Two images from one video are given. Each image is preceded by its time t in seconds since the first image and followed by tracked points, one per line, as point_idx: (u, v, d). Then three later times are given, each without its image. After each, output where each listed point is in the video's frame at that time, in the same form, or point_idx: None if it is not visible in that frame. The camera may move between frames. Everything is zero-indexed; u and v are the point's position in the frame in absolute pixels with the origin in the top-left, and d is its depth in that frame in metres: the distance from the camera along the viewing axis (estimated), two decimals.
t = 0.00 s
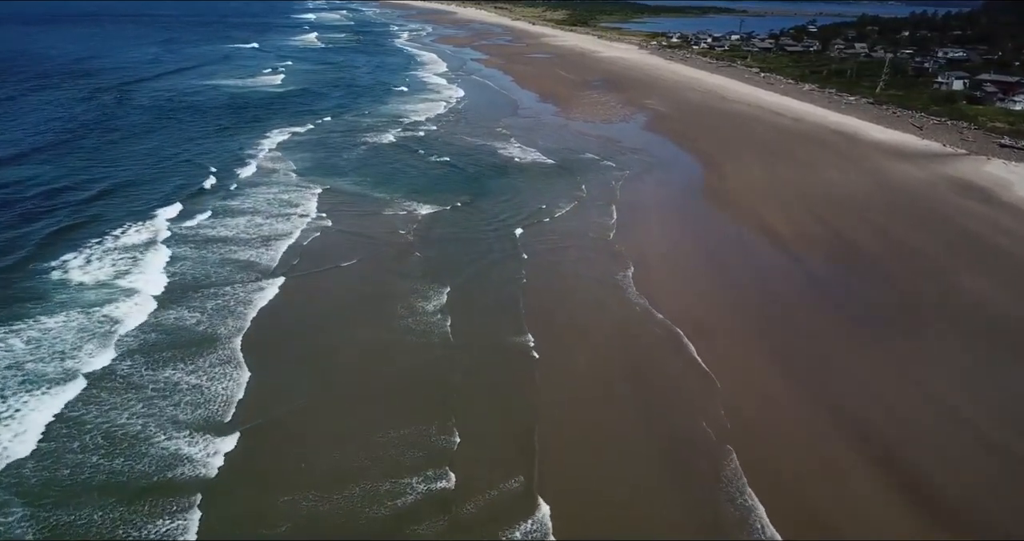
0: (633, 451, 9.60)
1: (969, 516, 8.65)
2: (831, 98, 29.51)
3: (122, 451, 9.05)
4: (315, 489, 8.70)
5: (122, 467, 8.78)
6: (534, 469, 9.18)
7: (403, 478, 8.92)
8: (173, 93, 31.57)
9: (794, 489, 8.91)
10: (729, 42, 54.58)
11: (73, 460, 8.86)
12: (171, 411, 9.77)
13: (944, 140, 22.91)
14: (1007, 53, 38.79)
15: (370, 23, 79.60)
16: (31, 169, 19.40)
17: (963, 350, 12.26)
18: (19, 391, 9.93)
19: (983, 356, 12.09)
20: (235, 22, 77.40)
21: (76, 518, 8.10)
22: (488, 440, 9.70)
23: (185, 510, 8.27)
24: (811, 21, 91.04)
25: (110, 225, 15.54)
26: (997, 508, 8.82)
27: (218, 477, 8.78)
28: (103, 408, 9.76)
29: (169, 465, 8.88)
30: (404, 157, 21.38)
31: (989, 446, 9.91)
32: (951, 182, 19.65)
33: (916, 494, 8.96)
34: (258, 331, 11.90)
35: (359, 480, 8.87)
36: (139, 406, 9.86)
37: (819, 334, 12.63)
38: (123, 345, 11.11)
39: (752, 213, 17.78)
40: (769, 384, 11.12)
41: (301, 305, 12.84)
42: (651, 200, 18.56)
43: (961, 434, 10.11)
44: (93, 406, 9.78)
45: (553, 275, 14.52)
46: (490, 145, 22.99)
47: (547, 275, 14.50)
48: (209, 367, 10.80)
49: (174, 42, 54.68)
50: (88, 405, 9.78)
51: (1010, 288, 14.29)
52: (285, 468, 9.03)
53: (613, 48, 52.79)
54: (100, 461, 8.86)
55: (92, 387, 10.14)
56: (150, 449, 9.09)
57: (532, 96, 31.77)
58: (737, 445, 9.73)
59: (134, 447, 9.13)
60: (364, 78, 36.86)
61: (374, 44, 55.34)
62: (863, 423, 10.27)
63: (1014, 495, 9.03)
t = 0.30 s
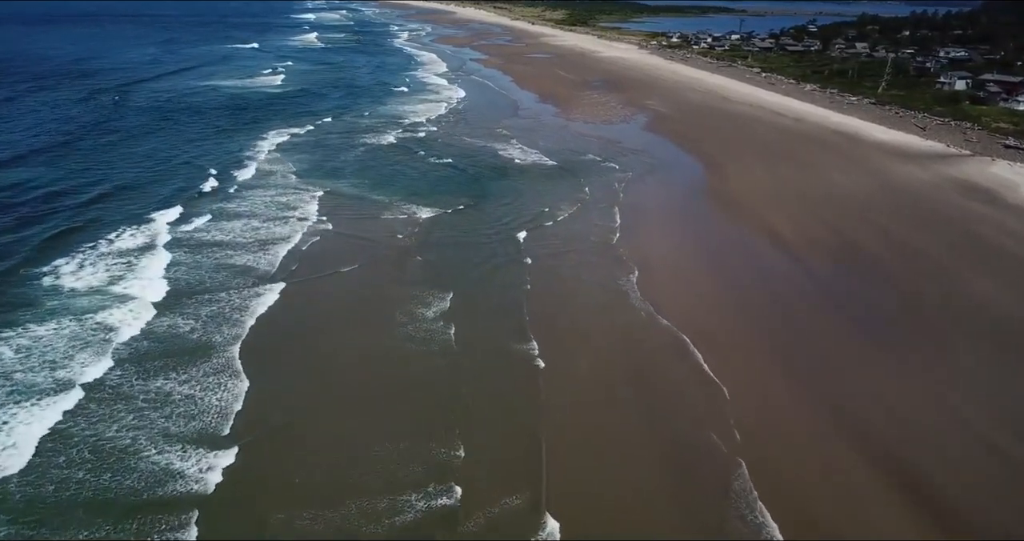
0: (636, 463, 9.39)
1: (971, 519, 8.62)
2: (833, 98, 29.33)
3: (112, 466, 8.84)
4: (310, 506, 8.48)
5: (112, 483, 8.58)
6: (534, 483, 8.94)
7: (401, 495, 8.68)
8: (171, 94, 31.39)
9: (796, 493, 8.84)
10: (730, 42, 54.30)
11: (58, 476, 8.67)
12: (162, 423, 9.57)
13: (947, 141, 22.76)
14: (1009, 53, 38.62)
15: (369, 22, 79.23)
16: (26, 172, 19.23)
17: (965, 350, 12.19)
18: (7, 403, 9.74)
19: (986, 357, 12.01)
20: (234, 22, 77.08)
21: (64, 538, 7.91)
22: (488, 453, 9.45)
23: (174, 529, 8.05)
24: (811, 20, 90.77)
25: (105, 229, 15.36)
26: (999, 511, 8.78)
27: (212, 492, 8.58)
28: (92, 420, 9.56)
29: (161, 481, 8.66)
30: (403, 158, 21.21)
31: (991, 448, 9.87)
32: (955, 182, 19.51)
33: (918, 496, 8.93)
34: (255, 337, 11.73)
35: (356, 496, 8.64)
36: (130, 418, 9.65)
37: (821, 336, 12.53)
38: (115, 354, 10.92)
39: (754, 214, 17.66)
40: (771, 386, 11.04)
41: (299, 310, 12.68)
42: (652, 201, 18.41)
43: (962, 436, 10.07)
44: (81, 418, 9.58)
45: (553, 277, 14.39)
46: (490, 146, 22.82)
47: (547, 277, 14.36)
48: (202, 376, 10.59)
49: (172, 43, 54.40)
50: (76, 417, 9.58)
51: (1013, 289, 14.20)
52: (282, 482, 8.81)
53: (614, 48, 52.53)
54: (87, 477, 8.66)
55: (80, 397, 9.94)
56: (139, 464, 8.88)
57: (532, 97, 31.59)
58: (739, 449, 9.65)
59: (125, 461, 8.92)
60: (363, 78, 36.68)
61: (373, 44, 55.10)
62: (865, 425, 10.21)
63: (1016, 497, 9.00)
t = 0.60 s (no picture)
0: (641, 475, 9.19)
1: (970, 518, 8.68)
2: (834, 98, 29.17)
3: (98, 482, 8.60)
4: (305, 521, 8.31)
5: (98, 501, 8.34)
6: (534, 498, 8.73)
7: (400, 508, 8.52)
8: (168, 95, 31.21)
9: (796, 493, 8.90)
10: (729, 42, 53.98)
11: (41, 494, 8.44)
12: (152, 436, 9.33)
13: (950, 142, 22.62)
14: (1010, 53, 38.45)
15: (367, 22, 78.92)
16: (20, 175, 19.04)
17: (967, 350, 12.22)
18: None
19: (987, 357, 12.05)
20: (233, 22, 76.69)
21: None
22: (491, 466, 9.23)
23: None
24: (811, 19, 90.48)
25: (98, 233, 15.19)
26: (999, 510, 8.86)
27: (205, 509, 8.31)
28: (78, 434, 9.34)
29: (149, 498, 8.42)
30: (402, 160, 21.06)
31: (992, 448, 9.93)
32: (957, 183, 19.44)
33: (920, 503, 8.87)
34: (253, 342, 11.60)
35: (354, 513, 8.45)
36: (118, 431, 9.42)
37: (822, 336, 12.53)
38: (105, 363, 10.73)
39: (757, 215, 17.62)
40: (772, 387, 11.06)
41: (298, 315, 12.56)
42: (654, 204, 18.26)
43: (963, 436, 10.12)
44: (67, 430, 9.36)
45: (554, 279, 14.33)
46: (490, 148, 22.68)
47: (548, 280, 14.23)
48: (195, 387, 10.36)
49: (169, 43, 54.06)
50: (62, 430, 9.36)
51: (1015, 288, 14.22)
52: (280, 495, 8.65)
53: (613, 48, 52.30)
54: (72, 493, 8.43)
55: (67, 407, 9.72)
56: (126, 479, 8.62)
57: (531, 97, 31.42)
58: (740, 449, 9.69)
59: (112, 476, 8.68)
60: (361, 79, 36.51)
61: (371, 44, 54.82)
62: (865, 426, 10.27)
63: (1014, 495, 9.07)
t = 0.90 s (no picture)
0: (645, 487, 8.98)
1: (971, 521, 8.63)
2: (836, 99, 28.98)
3: (83, 499, 8.38)
4: (299, 532, 8.16)
5: (82, 520, 8.12)
6: (534, 512, 8.50)
7: (399, 509, 8.50)
8: (165, 95, 31.03)
9: (796, 497, 8.86)
10: (729, 42, 53.74)
11: (24, 512, 8.23)
12: (140, 451, 9.11)
13: (955, 143, 22.40)
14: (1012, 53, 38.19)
15: (366, 22, 78.61)
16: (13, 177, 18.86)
17: (970, 351, 12.14)
18: None
19: (990, 358, 11.95)
20: (232, 22, 76.35)
21: None
22: (494, 478, 8.99)
23: None
24: (811, 19, 90.12)
25: (90, 237, 14.99)
26: (1001, 512, 8.81)
27: (196, 526, 8.12)
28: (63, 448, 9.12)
29: (136, 516, 8.20)
30: (401, 161, 20.88)
31: (994, 450, 9.88)
32: (959, 184, 19.30)
33: (920, 506, 8.83)
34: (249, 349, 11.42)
35: (347, 526, 8.27)
36: (105, 445, 9.20)
37: (825, 338, 12.45)
38: (95, 372, 10.52)
39: (757, 215, 17.48)
40: (774, 389, 10.99)
41: (295, 320, 12.41)
42: (655, 205, 18.08)
43: (966, 438, 10.06)
44: (53, 444, 9.15)
45: (556, 281, 14.19)
46: (489, 149, 22.51)
47: (548, 283, 14.10)
48: (186, 398, 10.14)
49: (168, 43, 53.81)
50: (47, 445, 9.14)
51: (1018, 289, 14.12)
52: (276, 504, 8.52)
53: (612, 48, 52.04)
54: (54, 512, 8.22)
55: (53, 420, 9.52)
56: (112, 497, 8.41)
57: (531, 98, 31.23)
58: (740, 452, 9.62)
59: (97, 493, 8.46)
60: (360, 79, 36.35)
61: (370, 44, 54.54)
62: (869, 428, 10.20)
63: (1017, 497, 9.03)
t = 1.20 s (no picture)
0: (649, 496, 8.80)
1: (977, 528, 8.50)
2: (838, 99, 28.81)
3: (65, 518, 8.13)
4: (297, 538, 8.08)
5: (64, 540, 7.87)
6: (534, 519, 8.37)
7: (400, 509, 8.50)
8: (163, 96, 30.86)
9: (798, 504, 8.73)
10: (729, 41, 53.45)
11: (3, 531, 7.99)
12: (128, 466, 8.88)
13: (958, 144, 22.25)
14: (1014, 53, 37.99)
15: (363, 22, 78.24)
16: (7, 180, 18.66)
17: (973, 352, 12.04)
18: None
19: (993, 359, 11.86)
20: (231, 22, 76.05)
21: None
22: (495, 490, 8.79)
23: None
24: (812, 18, 89.86)
25: (83, 241, 14.79)
26: (1004, 514, 8.74)
27: None
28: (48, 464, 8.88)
29: (121, 536, 7.96)
30: (401, 163, 20.71)
31: (1002, 457, 9.70)
32: (963, 185, 19.15)
33: (925, 513, 8.70)
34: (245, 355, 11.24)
35: (345, 534, 8.15)
36: (90, 460, 8.96)
37: (827, 339, 12.34)
38: (83, 383, 10.30)
39: (759, 217, 17.33)
40: (776, 391, 10.89)
41: (294, 327, 12.18)
42: (656, 207, 17.90)
43: (968, 440, 9.99)
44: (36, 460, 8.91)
45: (555, 282, 14.06)
46: (489, 150, 22.34)
47: (548, 285, 13.92)
48: (177, 411, 9.91)
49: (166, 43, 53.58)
50: (30, 460, 8.92)
51: None
52: (275, 510, 8.44)
53: (612, 49, 51.63)
54: (36, 531, 7.98)
55: (38, 433, 9.30)
56: (95, 516, 8.17)
57: (530, 98, 31.07)
58: (742, 457, 9.48)
59: (81, 512, 8.22)
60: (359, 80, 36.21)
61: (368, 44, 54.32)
62: (871, 430, 10.11)
63: None
